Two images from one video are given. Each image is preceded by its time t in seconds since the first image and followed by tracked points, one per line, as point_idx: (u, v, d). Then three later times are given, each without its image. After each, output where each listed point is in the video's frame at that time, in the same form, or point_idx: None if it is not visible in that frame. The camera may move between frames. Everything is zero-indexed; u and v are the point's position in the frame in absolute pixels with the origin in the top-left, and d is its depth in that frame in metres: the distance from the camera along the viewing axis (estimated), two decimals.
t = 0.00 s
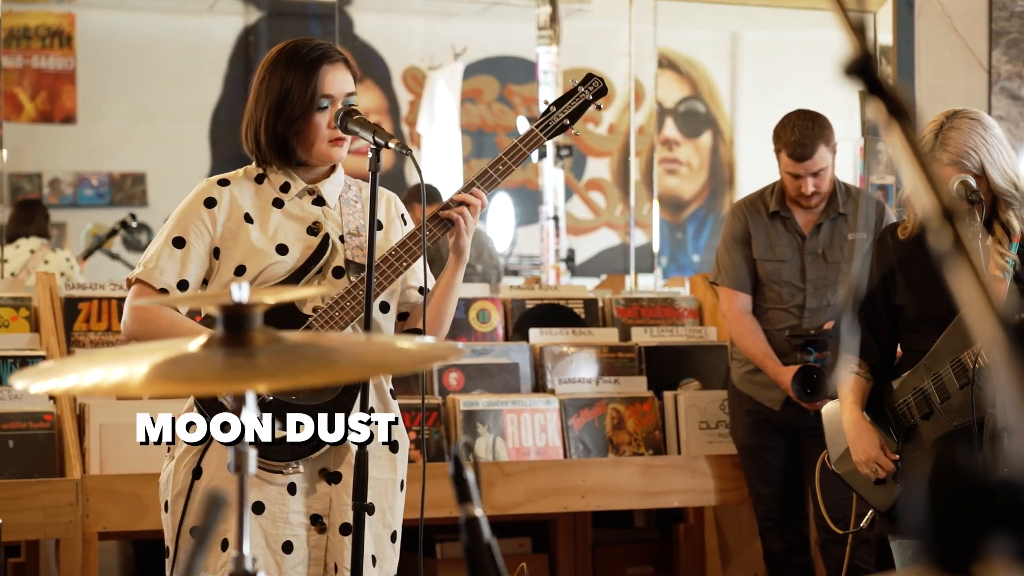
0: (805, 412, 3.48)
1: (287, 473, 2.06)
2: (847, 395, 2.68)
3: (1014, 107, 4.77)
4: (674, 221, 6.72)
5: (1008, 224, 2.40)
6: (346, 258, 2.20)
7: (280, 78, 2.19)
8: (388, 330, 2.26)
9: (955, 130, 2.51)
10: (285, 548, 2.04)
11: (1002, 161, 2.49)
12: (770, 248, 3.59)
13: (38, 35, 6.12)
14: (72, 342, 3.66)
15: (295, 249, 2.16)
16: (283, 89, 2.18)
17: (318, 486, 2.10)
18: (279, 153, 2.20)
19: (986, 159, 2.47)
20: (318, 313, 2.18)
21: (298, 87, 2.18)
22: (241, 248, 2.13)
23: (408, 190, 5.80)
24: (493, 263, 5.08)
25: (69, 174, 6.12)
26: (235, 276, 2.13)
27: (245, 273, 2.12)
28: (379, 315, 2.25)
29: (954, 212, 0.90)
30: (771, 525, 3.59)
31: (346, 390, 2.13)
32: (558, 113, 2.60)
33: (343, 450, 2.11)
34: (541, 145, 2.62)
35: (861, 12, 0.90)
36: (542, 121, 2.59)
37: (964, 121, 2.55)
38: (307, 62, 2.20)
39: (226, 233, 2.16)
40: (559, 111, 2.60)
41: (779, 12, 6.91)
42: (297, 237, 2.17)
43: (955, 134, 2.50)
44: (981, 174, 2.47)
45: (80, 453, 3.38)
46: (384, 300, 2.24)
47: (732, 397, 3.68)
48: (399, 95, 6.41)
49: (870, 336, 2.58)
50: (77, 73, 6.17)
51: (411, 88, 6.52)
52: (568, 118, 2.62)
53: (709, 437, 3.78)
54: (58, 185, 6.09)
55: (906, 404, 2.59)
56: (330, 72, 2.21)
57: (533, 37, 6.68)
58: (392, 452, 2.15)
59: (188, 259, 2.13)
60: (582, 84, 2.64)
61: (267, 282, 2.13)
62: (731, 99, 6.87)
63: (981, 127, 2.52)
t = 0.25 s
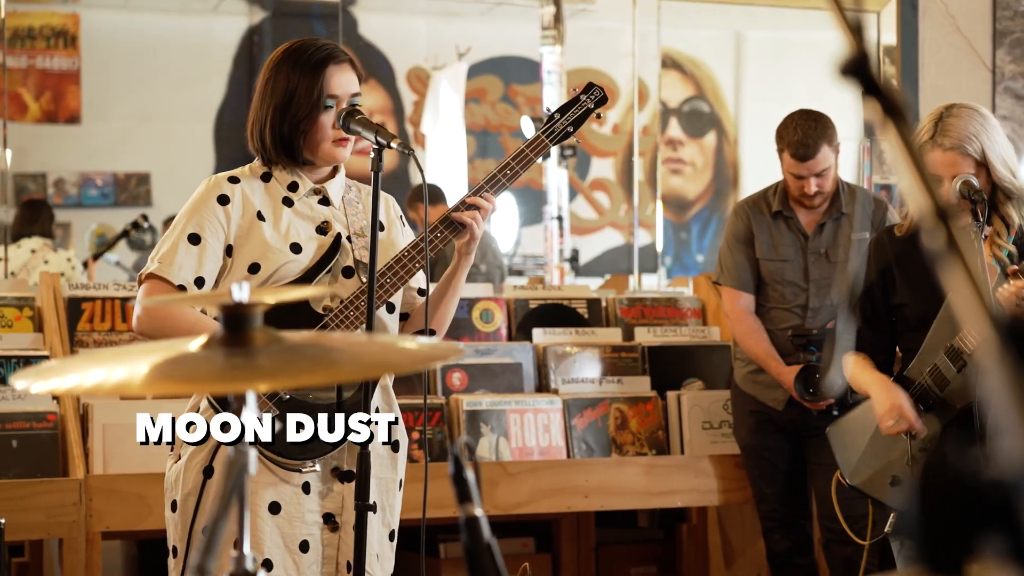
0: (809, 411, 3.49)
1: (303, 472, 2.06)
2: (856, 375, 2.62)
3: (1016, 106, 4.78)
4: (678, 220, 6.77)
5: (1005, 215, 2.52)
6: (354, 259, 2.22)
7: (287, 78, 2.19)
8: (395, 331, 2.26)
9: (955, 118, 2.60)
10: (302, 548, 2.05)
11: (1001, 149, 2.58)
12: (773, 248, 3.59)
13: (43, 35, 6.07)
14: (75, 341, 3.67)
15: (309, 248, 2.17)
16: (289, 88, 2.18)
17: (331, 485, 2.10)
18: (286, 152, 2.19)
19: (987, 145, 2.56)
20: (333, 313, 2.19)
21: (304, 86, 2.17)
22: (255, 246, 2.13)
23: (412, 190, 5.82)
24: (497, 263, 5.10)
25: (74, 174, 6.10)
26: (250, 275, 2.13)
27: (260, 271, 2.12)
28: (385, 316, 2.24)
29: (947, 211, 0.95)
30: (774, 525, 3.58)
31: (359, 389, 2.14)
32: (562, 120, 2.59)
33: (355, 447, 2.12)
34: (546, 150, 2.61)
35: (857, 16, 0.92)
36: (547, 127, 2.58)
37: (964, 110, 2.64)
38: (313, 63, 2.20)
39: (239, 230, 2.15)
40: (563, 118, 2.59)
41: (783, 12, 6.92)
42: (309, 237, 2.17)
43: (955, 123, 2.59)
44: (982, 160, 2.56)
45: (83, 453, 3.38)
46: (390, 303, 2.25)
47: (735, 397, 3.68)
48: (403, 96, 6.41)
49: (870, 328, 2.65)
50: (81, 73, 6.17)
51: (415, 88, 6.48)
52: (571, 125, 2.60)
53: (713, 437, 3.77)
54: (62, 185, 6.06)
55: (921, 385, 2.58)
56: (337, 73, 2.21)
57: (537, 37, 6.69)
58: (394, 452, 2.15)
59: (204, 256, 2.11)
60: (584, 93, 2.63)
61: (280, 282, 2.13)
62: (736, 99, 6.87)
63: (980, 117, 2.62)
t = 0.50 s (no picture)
0: (812, 411, 3.49)
1: (304, 477, 2.06)
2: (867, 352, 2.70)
3: (1022, 106, 4.77)
4: (683, 220, 6.69)
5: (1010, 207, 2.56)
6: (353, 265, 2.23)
7: (284, 83, 2.19)
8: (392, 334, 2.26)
9: (960, 108, 2.63)
10: (304, 553, 2.04)
11: (1005, 139, 2.61)
12: (776, 248, 3.59)
13: (48, 35, 6.00)
14: (78, 341, 3.66)
15: (307, 254, 2.17)
16: (284, 98, 2.18)
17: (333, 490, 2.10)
18: (282, 161, 2.20)
19: (991, 134, 2.59)
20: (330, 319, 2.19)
21: (299, 95, 2.17)
22: (254, 253, 2.13)
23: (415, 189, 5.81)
24: (501, 263, 5.09)
25: (78, 174, 6.08)
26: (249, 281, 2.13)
27: (259, 277, 2.12)
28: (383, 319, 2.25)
29: (942, 212, 0.95)
30: (778, 525, 3.58)
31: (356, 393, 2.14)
32: (556, 122, 2.60)
33: (357, 451, 2.12)
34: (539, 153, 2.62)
35: (854, 15, 0.95)
36: (541, 130, 2.59)
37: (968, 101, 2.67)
38: (310, 69, 2.20)
39: (237, 236, 2.14)
40: (557, 121, 2.60)
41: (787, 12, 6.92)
42: (307, 243, 2.18)
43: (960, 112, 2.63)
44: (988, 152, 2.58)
45: (86, 452, 3.38)
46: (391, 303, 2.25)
47: (738, 397, 3.67)
48: (408, 95, 6.40)
49: (879, 323, 2.68)
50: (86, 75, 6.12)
51: (419, 88, 6.47)
52: (565, 127, 2.61)
53: (716, 437, 3.78)
54: (67, 185, 6.00)
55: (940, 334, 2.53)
56: (333, 79, 2.21)
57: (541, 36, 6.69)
58: (396, 455, 2.16)
59: (203, 263, 2.10)
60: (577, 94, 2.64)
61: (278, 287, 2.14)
62: (739, 98, 6.89)
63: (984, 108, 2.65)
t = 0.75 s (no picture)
0: (816, 411, 3.48)
1: (291, 473, 2.06)
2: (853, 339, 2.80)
3: None
4: (687, 220, 6.73)
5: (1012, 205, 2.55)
6: (349, 257, 2.20)
7: (275, 77, 2.20)
8: (392, 330, 2.25)
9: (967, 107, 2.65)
10: (292, 548, 2.04)
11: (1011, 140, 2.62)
12: (779, 248, 3.59)
13: (52, 36, 6.03)
14: (82, 341, 3.67)
15: (296, 249, 2.16)
16: (275, 89, 2.19)
17: (323, 486, 2.10)
18: (272, 153, 2.21)
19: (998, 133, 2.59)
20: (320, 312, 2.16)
21: (289, 86, 2.18)
22: (243, 250, 2.13)
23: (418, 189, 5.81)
24: (505, 263, 5.07)
25: (83, 174, 6.08)
26: (238, 278, 2.13)
27: (248, 274, 2.12)
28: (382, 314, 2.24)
29: (938, 211, 0.80)
30: (782, 525, 3.57)
31: (349, 391, 2.13)
32: (557, 106, 2.60)
33: (348, 449, 2.12)
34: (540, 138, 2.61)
35: (857, 14, 0.80)
36: (541, 115, 2.58)
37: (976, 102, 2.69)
38: (301, 62, 2.21)
39: (228, 235, 2.15)
40: (558, 104, 2.60)
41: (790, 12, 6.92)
42: (297, 238, 2.17)
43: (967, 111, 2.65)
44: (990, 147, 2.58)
45: (89, 453, 3.38)
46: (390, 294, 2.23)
47: (742, 397, 3.67)
48: (412, 95, 6.46)
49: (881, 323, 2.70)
50: (90, 74, 6.15)
51: (424, 88, 6.54)
52: (566, 111, 2.61)
53: (719, 437, 3.78)
54: (70, 186, 6.03)
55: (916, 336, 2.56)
56: (324, 72, 2.22)
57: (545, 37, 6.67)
58: (396, 452, 2.15)
59: (190, 263, 2.13)
60: (581, 76, 2.64)
61: (269, 284, 2.14)
62: (744, 98, 6.89)
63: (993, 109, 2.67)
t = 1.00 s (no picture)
0: (818, 411, 3.48)
1: (277, 472, 2.07)
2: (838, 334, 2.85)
3: None
4: (692, 221, 6.72)
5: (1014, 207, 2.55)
6: (342, 256, 2.19)
7: (273, 76, 2.20)
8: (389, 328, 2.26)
9: (972, 107, 2.65)
10: (281, 547, 2.04)
11: (1015, 140, 2.60)
12: (782, 247, 3.59)
13: (56, 36, 6.09)
14: (85, 342, 3.68)
15: (288, 249, 2.15)
16: (272, 88, 2.19)
17: (315, 486, 2.10)
18: (271, 153, 2.21)
19: (999, 134, 2.59)
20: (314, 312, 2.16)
21: (286, 86, 2.18)
22: (235, 251, 2.15)
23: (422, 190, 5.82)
24: (508, 264, 5.07)
25: (87, 174, 6.09)
26: (231, 279, 2.14)
27: (239, 274, 2.13)
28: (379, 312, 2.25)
29: (930, 212, 0.87)
30: (784, 526, 3.57)
31: (340, 389, 2.13)
32: (551, 98, 2.60)
33: (339, 449, 2.11)
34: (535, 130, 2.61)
35: (852, 16, 0.87)
36: (536, 106, 2.58)
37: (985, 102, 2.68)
38: (297, 61, 2.21)
39: (223, 236, 2.17)
40: (553, 96, 2.60)
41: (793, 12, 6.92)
42: (291, 237, 2.17)
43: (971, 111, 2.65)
44: (992, 147, 2.58)
45: (92, 452, 3.39)
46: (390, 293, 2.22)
47: (745, 397, 3.67)
48: (416, 95, 6.42)
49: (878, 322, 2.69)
50: (94, 74, 6.17)
51: (427, 89, 6.50)
52: (562, 102, 2.61)
53: (722, 437, 3.78)
54: (75, 186, 6.01)
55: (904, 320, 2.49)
56: (320, 72, 2.21)
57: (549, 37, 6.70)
58: (393, 452, 2.15)
59: (184, 265, 2.16)
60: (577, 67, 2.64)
61: (261, 283, 2.14)
62: (748, 99, 6.86)
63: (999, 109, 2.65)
